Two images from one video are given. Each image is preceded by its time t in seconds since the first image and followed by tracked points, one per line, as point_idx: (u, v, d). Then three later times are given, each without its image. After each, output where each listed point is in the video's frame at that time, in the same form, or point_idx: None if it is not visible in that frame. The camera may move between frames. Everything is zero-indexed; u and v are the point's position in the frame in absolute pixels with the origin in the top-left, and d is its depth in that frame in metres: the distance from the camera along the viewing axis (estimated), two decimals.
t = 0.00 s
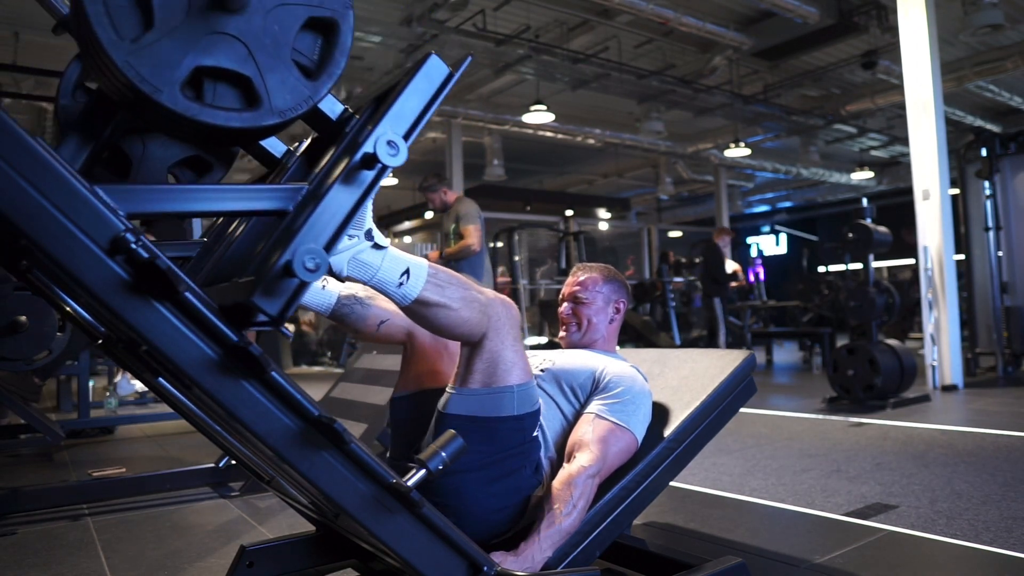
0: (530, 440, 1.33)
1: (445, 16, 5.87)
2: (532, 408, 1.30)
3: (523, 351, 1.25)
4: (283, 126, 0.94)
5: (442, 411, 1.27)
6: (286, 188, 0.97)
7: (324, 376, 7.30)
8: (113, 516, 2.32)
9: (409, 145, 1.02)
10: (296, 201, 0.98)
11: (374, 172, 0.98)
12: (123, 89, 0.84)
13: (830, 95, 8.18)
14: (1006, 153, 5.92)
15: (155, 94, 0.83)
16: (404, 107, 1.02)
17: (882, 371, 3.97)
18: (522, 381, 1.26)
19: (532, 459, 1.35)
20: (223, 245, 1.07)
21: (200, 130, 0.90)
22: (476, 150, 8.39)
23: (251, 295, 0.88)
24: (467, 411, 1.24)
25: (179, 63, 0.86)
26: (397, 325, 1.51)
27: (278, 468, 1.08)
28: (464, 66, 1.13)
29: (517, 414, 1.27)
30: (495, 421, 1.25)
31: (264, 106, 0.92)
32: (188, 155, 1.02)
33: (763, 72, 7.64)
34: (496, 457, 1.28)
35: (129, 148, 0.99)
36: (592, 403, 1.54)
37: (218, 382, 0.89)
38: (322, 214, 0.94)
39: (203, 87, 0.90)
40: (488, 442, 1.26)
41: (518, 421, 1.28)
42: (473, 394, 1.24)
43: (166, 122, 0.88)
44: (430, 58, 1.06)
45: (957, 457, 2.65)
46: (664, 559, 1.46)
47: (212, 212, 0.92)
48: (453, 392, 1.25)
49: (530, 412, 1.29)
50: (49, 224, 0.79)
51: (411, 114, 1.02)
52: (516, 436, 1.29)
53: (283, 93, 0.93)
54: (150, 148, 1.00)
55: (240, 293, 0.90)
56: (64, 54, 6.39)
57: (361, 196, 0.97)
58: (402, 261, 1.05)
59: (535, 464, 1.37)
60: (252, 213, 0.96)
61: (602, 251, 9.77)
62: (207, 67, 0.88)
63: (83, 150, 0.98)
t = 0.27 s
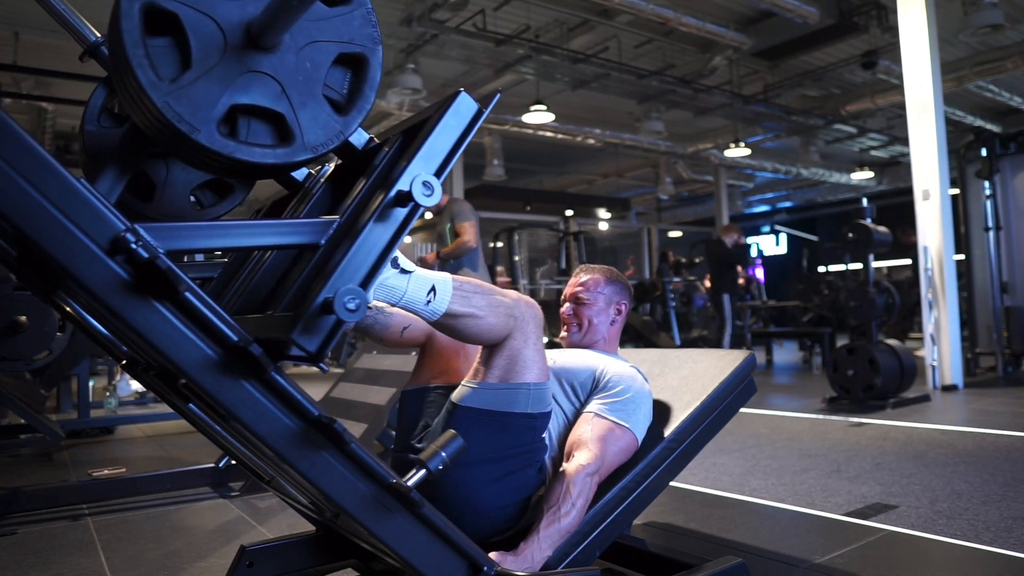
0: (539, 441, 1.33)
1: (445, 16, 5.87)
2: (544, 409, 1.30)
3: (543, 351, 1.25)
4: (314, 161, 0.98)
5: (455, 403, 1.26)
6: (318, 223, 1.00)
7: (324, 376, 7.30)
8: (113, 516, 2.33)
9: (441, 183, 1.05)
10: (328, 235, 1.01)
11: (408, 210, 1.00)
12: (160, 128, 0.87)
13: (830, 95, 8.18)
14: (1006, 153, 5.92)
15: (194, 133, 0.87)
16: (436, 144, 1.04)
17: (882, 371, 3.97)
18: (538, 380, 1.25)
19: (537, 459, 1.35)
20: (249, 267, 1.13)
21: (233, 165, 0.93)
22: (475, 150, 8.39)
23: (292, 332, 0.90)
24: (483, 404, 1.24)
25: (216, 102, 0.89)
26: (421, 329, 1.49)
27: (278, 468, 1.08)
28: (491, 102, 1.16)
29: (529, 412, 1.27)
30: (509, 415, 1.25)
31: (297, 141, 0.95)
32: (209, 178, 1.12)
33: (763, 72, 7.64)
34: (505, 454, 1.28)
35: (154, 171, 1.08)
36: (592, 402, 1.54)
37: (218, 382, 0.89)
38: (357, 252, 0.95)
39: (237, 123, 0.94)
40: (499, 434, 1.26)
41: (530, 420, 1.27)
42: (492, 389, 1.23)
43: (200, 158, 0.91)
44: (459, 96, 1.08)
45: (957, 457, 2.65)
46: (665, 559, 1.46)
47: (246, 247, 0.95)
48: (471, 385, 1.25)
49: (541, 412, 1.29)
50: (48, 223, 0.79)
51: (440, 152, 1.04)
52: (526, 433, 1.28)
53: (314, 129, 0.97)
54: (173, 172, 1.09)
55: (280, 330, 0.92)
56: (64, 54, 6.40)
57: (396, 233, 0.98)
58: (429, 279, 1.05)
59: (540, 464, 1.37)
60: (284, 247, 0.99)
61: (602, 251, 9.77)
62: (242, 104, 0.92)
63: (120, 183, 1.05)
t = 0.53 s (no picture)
0: (540, 441, 1.33)
1: (445, 16, 5.87)
2: (544, 409, 1.29)
3: (543, 352, 1.25)
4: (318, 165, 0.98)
5: (456, 402, 1.26)
6: (319, 227, 1.01)
7: (324, 376, 7.30)
8: (113, 516, 2.33)
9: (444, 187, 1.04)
10: (329, 238, 1.01)
11: (411, 214, 1.00)
12: (165, 132, 0.87)
13: (830, 95, 8.18)
14: (1006, 153, 5.92)
15: (197, 137, 0.87)
16: (439, 148, 1.04)
17: (882, 371, 3.97)
18: (539, 380, 1.25)
19: (538, 459, 1.35)
20: (254, 269, 1.14)
21: (237, 169, 0.93)
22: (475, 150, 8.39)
23: (295, 336, 0.90)
24: (484, 404, 1.23)
25: (220, 108, 0.90)
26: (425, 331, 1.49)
27: (278, 468, 1.08)
28: (497, 106, 1.15)
29: (529, 411, 1.26)
30: (506, 414, 1.24)
31: (301, 145, 0.95)
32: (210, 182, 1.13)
33: (763, 72, 7.64)
34: (504, 453, 1.28)
35: (157, 174, 1.08)
36: (593, 401, 1.54)
37: (218, 382, 0.89)
38: (360, 256, 0.95)
39: (241, 127, 0.94)
40: (498, 434, 1.25)
41: (530, 420, 1.27)
42: (493, 389, 1.23)
43: (205, 162, 0.92)
44: (461, 98, 1.08)
45: (957, 457, 2.65)
46: (665, 560, 1.46)
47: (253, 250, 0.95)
48: (471, 385, 1.25)
49: (541, 411, 1.29)
50: (47, 224, 0.79)
51: (442, 157, 1.04)
52: (525, 433, 1.28)
53: (318, 132, 0.97)
54: (177, 175, 1.10)
55: (283, 333, 0.92)
56: (64, 54, 6.40)
57: (398, 235, 0.98)
58: (432, 281, 1.05)
59: (541, 463, 1.36)
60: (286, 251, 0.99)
61: (602, 251, 9.78)
62: (247, 109, 0.92)
63: (122, 186, 1.05)
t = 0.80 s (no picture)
0: (530, 439, 1.33)
1: (445, 16, 5.87)
2: (531, 408, 1.30)
3: (523, 349, 1.25)
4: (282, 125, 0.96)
5: (442, 410, 1.28)
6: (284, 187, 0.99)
7: (324, 376, 7.30)
8: (113, 516, 2.33)
9: (408, 144, 1.03)
10: (294, 199, 0.99)
11: (373, 170, 0.99)
12: (121, 88, 0.85)
13: (830, 95, 8.18)
14: (1006, 153, 5.92)
15: (154, 93, 0.85)
16: (403, 106, 1.03)
17: (882, 371, 3.97)
18: (522, 380, 1.27)
19: (532, 458, 1.35)
20: (222, 243, 1.10)
21: (198, 127, 0.92)
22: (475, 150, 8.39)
23: (250, 293, 0.89)
24: (466, 410, 1.25)
25: (178, 63, 0.87)
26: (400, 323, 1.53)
27: (279, 468, 1.08)
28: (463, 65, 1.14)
29: (516, 413, 1.27)
30: (496, 420, 1.25)
31: (263, 105, 0.93)
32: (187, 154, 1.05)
33: (763, 72, 7.64)
34: (495, 457, 1.28)
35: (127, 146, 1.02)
36: (593, 403, 1.54)
37: (218, 382, 0.89)
38: (317, 215, 0.94)
39: (202, 86, 0.92)
40: (487, 441, 1.26)
41: (516, 421, 1.28)
42: (473, 393, 1.24)
43: (165, 120, 0.90)
44: (428, 57, 1.06)
45: (957, 457, 2.65)
46: (665, 559, 1.46)
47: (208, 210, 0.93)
48: (452, 390, 1.26)
49: (528, 412, 1.29)
50: (49, 225, 0.79)
51: (408, 115, 1.03)
52: (516, 435, 1.29)
53: (281, 93, 0.95)
54: (150, 148, 1.03)
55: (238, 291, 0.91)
56: (64, 54, 6.40)
57: (359, 194, 0.97)
58: (401, 260, 1.05)
59: (536, 460, 1.37)
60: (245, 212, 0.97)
61: (602, 251, 9.79)
62: (206, 66, 0.90)
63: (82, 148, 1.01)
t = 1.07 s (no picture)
0: (519, 439, 1.33)
1: (445, 16, 5.87)
2: (513, 407, 1.29)
3: (496, 351, 1.26)
4: (243, 84, 0.95)
5: (424, 417, 1.28)
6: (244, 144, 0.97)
7: (324, 376, 7.31)
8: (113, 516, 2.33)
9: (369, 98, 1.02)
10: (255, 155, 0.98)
11: (333, 123, 0.98)
12: (75, 41, 0.83)
13: (830, 95, 8.18)
14: (1006, 153, 5.92)
15: (107, 44, 0.83)
16: (364, 60, 1.02)
17: (882, 371, 3.96)
18: (499, 383, 1.26)
19: (523, 457, 1.35)
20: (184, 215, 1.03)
21: (155, 83, 0.90)
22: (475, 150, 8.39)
23: (199, 245, 0.87)
24: (450, 417, 1.24)
25: (133, 14, 0.85)
26: (366, 319, 1.46)
27: (279, 468, 1.08)
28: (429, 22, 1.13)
29: (499, 416, 1.26)
30: (478, 424, 1.25)
31: (222, 61, 0.92)
32: (160, 125, 1.02)
33: (763, 72, 7.64)
34: (484, 458, 1.28)
35: (98, 118, 0.99)
36: (591, 402, 1.54)
37: (218, 382, 0.89)
38: (271, 167, 0.94)
39: (159, 40, 0.90)
40: (477, 447, 1.27)
41: (500, 424, 1.27)
42: (449, 400, 1.24)
43: (121, 76, 0.88)
44: (391, 12, 1.06)
45: (958, 457, 2.65)
46: (665, 559, 1.46)
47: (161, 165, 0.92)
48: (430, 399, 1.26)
49: (511, 413, 1.29)
50: (49, 223, 0.79)
51: (369, 68, 1.03)
52: (501, 437, 1.28)
53: (241, 49, 0.93)
54: (120, 119, 1.00)
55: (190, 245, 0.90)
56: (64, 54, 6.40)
57: (316, 148, 0.97)
58: (366, 239, 1.05)
59: (529, 458, 1.37)
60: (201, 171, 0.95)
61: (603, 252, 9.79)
62: (163, 19, 0.88)
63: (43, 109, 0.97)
